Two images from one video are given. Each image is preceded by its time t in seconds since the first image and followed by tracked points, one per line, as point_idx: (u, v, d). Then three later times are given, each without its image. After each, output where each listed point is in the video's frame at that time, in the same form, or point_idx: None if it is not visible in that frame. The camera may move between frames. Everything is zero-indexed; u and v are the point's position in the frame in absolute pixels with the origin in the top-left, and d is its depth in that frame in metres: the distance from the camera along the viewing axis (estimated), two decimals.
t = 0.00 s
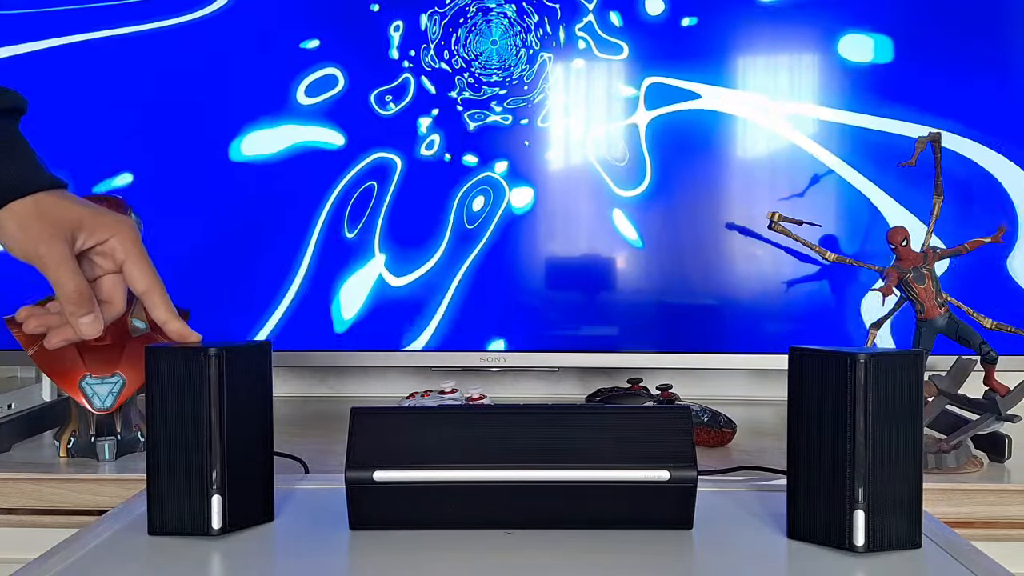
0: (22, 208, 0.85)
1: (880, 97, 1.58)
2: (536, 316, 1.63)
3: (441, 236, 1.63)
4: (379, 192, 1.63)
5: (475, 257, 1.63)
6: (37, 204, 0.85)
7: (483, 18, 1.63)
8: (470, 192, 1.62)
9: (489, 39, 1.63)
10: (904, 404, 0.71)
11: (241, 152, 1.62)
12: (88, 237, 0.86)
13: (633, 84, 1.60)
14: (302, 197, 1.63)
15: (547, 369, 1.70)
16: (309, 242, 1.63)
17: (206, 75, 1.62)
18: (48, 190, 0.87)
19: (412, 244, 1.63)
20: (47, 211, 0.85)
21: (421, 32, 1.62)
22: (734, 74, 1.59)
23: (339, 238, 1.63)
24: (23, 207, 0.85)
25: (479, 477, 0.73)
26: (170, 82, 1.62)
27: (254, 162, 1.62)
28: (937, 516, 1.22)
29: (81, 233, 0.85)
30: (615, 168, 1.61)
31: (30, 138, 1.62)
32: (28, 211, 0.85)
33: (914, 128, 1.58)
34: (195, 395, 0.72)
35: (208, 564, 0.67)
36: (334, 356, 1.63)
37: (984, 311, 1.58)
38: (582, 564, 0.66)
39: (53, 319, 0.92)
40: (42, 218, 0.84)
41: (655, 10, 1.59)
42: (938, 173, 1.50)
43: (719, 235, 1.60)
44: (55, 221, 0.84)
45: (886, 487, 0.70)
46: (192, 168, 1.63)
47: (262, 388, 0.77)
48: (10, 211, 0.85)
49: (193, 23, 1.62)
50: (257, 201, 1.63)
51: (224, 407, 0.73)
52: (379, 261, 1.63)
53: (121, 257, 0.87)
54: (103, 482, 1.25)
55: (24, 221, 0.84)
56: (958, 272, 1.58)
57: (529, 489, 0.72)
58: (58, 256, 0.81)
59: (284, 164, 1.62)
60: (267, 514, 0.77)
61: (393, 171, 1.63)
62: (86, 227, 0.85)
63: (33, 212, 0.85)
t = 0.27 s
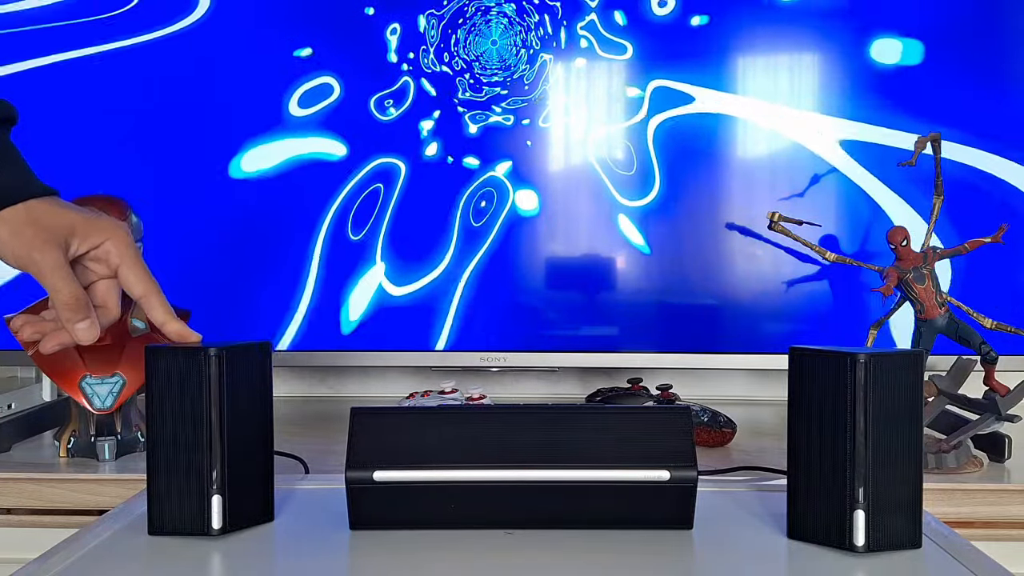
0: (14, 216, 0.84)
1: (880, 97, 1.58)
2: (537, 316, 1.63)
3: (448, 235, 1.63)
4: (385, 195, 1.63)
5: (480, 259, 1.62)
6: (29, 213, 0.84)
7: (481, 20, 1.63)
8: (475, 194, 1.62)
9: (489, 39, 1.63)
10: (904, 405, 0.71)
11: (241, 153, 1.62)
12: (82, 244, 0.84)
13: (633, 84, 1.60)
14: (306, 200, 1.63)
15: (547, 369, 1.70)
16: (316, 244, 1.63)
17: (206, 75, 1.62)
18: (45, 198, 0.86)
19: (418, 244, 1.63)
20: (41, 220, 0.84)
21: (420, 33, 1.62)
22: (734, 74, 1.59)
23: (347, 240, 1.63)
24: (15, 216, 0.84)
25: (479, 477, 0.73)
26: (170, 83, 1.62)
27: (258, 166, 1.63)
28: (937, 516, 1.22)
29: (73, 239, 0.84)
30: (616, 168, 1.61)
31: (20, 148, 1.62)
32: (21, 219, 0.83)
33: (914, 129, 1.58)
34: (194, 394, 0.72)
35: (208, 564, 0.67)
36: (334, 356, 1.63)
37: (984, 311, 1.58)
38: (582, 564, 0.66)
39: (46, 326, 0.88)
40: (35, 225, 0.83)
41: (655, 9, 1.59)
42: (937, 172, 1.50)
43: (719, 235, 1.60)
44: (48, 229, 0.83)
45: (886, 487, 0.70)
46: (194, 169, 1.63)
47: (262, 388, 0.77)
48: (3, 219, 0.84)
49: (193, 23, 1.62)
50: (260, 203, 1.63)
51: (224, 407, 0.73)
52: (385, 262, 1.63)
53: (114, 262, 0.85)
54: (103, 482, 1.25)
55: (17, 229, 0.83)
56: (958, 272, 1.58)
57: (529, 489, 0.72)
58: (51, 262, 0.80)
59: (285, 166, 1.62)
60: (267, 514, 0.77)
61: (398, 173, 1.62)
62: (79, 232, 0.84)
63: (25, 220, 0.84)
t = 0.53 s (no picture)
0: (17, 217, 0.83)
1: (880, 96, 1.58)
2: (537, 316, 1.63)
3: (452, 235, 1.63)
4: (391, 197, 1.63)
5: (485, 259, 1.62)
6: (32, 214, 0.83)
7: (479, 23, 1.63)
8: (480, 196, 1.62)
9: (489, 39, 1.63)
10: (905, 406, 0.71)
11: (243, 156, 1.62)
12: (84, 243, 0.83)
13: (633, 84, 1.60)
14: (310, 202, 1.63)
15: (547, 369, 1.70)
16: (321, 246, 1.63)
17: (207, 76, 1.62)
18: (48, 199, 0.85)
19: (422, 244, 1.63)
20: (42, 219, 0.83)
21: (419, 35, 1.62)
22: (733, 74, 1.59)
23: (353, 243, 1.63)
24: (18, 216, 0.83)
25: (479, 477, 0.72)
26: (170, 83, 1.63)
27: (260, 170, 1.63)
28: (938, 516, 1.22)
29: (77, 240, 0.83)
30: (617, 168, 1.61)
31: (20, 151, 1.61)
32: (24, 220, 0.83)
33: (914, 129, 1.58)
34: (194, 394, 0.72)
35: (208, 564, 0.67)
36: (334, 356, 1.63)
37: (984, 311, 1.58)
38: (583, 564, 0.66)
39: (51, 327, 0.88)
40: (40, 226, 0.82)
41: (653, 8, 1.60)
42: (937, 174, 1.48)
43: (719, 235, 1.60)
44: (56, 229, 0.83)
45: (886, 487, 0.70)
46: (194, 170, 1.63)
47: (262, 387, 0.77)
48: (5, 220, 0.83)
49: (192, 25, 1.62)
50: (262, 206, 1.63)
51: (224, 406, 0.73)
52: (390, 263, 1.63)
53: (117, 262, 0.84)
54: (104, 482, 1.25)
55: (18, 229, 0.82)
56: (958, 272, 1.58)
57: (529, 489, 0.72)
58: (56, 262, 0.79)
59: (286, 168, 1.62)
60: (267, 514, 0.77)
61: (402, 176, 1.62)
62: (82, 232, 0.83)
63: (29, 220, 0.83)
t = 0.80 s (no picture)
0: (13, 219, 0.81)
1: (880, 95, 1.58)
2: (538, 317, 1.63)
3: (454, 236, 1.63)
4: (396, 201, 1.62)
5: (487, 259, 1.62)
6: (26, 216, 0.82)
7: (477, 24, 1.63)
8: (484, 197, 1.61)
9: (489, 39, 1.62)
10: (904, 406, 0.71)
11: (245, 161, 1.63)
12: (81, 246, 0.83)
13: (633, 84, 1.60)
14: (313, 204, 1.63)
15: (547, 369, 1.70)
16: (325, 248, 1.63)
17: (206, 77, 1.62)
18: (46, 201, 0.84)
19: (425, 245, 1.63)
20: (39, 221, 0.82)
21: (417, 37, 1.62)
22: (733, 74, 1.59)
23: (357, 245, 1.63)
24: (14, 218, 0.81)
25: (479, 477, 0.72)
26: (170, 83, 1.63)
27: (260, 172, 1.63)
28: (937, 516, 1.22)
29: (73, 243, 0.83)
30: (618, 168, 1.61)
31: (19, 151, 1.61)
32: (20, 223, 0.81)
33: (914, 128, 1.58)
34: (194, 393, 0.72)
35: (208, 564, 0.67)
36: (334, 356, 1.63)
37: (984, 311, 1.58)
38: (582, 565, 0.66)
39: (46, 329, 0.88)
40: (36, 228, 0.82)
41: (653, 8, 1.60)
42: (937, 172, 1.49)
43: (719, 235, 1.60)
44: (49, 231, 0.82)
45: (886, 487, 0.70)
46: (194, 170, 1.63)
47: (262, 387, 0.77)
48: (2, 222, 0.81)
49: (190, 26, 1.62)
50: (263, 208, 1.63)
51: (224, 406, 0.73)
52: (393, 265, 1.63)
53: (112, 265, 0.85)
54: (104, 482, 1.25)
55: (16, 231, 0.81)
56: (958, 272, 1.58)
57: (529, 489, 0.72)
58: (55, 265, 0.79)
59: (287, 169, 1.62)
60: (267, 514, 0.77)
61: (405, 177, 1.62)
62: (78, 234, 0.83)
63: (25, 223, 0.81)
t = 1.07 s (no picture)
0: (15, 210, 0.88)
1: (880, 95, 1.58)
2: (539, 316, 1.63)
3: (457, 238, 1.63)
4: (400, 205, 1.63)
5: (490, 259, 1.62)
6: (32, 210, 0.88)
7: (476, 26, 1.63)
8: (487, 198, 1.61)
9: (489, 39, 1.62)
10: (905, 406, 0.71)
11: (246, 163, 1.63)
12: (78, 243, 0.86)
13: (632, 85, 1.60)
14: (315, 206, 1.63)
15: (547, 369, 1.70)
16: (331, 250, 1.63)
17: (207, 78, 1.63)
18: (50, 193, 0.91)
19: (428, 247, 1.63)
20: (40, 215, 0.88)
21: (417, 40, 1.62)
22: (733, 74, 1.59)
23: (360, 247, 1.63)
24: (15, 209, 0.88)
25: (479, 477, 0.72)
26: (171, 83, 1.63)
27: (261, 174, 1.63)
28: (937, 516, 1.22)
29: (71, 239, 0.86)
30: (618, 168, 1.61)
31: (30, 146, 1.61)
32: (21, 214, 0.88)
33: (914, 128, 1.58)
34: (194, 394, 0.72)
35: (208, 564, 0.67)
36: (334, 356, 1.63)
37: (983, 311, 1.58)
38: (582, 565, 0.66)
39: (44, 319, 0.92)
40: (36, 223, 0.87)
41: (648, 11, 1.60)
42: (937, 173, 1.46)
43: (720, 235, 1.60)
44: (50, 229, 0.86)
45: (886, 487, 0.70)
46: (195, 170, 1.63)
47: (262, 387, 0.77)
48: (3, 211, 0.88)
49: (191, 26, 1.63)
50: (265, 211, 1.63)
51: (224, 406, 0.73)
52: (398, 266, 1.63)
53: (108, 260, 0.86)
54: (104, 482, 1.25)
55: (15, 222, 0.87)
56: (958, 272, 1.58)
57: (528, 489, 0.72)
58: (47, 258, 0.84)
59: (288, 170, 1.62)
60: (267, 514, 0.77)
61: (407, 180, 1.63)
62: (75, 230, 0.87)
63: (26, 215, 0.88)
